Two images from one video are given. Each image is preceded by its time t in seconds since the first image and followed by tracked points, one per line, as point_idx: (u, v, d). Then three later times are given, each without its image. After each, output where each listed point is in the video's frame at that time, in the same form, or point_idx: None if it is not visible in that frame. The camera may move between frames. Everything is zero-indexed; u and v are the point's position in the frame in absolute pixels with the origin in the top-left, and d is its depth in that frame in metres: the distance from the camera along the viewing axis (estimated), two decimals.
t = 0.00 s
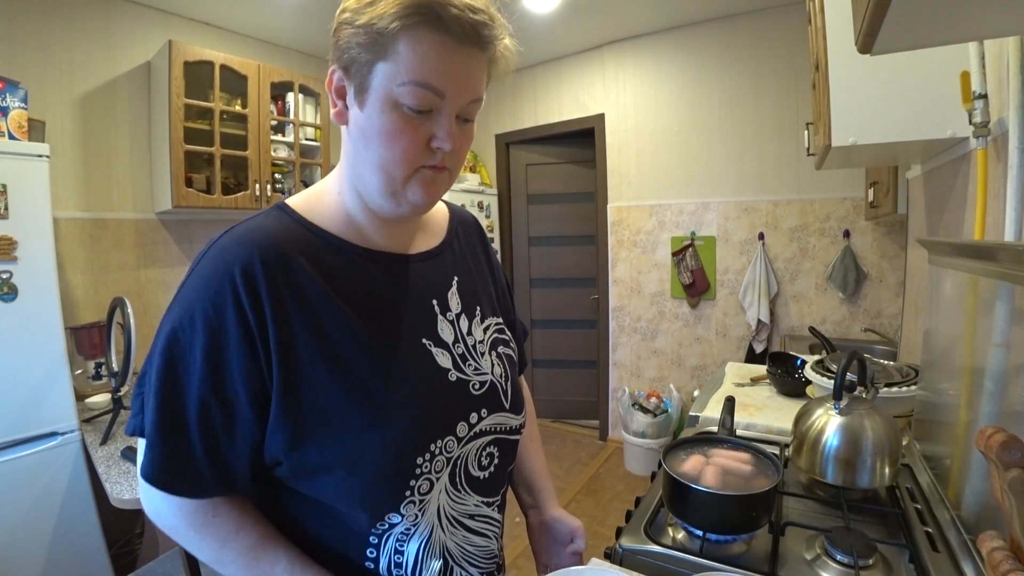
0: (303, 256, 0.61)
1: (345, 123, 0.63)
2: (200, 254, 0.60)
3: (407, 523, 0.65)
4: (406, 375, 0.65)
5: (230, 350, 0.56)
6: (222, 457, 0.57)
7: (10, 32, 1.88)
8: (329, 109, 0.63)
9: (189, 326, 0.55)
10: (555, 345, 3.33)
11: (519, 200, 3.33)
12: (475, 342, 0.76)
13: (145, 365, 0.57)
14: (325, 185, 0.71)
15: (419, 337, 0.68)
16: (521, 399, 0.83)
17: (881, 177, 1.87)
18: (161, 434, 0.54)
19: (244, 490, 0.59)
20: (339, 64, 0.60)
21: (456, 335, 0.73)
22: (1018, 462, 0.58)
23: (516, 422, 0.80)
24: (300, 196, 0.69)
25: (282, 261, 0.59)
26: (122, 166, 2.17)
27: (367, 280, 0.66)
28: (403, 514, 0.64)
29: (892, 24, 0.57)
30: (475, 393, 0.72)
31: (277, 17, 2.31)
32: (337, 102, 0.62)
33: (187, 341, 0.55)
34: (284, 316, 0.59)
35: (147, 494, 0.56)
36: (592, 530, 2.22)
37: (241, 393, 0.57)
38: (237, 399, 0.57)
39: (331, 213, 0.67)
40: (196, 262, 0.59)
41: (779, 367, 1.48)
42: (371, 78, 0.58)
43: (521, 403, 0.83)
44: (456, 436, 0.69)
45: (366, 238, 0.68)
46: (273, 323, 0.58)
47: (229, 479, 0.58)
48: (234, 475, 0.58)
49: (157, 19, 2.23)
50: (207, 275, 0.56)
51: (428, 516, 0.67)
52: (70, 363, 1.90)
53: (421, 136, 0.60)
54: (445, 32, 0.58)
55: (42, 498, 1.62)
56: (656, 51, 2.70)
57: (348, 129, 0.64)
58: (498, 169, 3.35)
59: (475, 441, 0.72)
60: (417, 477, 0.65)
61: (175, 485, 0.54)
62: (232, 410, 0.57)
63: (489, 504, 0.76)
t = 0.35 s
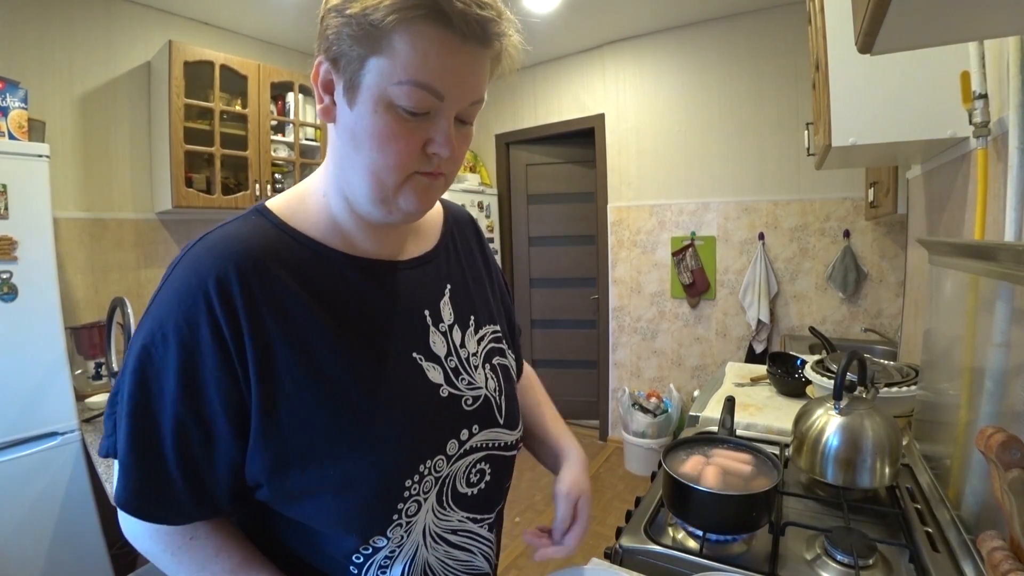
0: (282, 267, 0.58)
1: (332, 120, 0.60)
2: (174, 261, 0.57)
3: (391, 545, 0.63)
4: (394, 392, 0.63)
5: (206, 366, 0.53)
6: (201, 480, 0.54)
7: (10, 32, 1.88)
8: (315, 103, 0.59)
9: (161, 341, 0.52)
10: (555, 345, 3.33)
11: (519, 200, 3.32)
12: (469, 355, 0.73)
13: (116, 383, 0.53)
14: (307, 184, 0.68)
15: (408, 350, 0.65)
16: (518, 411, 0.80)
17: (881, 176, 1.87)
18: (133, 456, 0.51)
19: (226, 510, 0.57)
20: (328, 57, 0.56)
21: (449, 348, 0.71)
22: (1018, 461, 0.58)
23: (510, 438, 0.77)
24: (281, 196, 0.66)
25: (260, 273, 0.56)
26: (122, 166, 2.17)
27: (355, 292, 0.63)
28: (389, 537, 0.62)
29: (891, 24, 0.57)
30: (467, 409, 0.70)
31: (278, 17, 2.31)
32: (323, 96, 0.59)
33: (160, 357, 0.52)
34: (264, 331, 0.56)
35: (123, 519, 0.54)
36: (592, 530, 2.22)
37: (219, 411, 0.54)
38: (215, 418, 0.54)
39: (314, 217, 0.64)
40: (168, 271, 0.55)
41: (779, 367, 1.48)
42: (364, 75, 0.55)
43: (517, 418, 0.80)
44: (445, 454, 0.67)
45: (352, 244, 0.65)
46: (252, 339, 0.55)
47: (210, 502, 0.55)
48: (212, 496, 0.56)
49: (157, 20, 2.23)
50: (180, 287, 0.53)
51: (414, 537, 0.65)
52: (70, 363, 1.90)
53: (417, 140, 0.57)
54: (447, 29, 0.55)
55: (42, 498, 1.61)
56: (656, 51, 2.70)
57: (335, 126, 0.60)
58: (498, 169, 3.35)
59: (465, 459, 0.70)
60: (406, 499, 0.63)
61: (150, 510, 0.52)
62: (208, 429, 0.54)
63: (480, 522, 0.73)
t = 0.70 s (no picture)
0: (262, 264, 0.57)
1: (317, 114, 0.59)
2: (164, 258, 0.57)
3: (364, 563, 0.60)
4: (372, 402, 0.59)
5: (180, 366, 0.52)
6: (177, 477, 0.53)
7: (10, 32, 1.88)
8: (301, 97, 0.59)
9: (140, 336, 0.51)
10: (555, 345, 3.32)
11: (519, 200, 3.32)
12: (459, 366, 0.68)
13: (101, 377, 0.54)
14: (300, 185, 0.67)
15: (386, 359, 0.61)
16: (515, 428, 0.73)
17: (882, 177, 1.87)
18: (109, 450, 0.51)
19: (206, 511, 0.57)
20: (312, 48, 0.56)
21: (435, 358, 0.66)
22: (1018, 461, 0.58)
23: (499, 457, 0.70)
24: (273, 196, 0.65)
25: (240, 272, 0.55)
26: (122, 166, 2.17)
27: (336, 296, 0.60)
28: (358, 553, 0.59)
29: (892, 24, 0.56)
30: (447, 422, 0.65)
31: (277, 17, 2.31)
32: (308, 89, 0.58)
33: (139, 352, 0.51)
34: (238, 333, 0.54)
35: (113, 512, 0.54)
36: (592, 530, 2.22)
37: (193, 412, 0.53)
38: (188, 418, 0.53)
39: (299, 215, 0.62)
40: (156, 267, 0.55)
41: (779, 367, 1.48)
42: (343, 63, 0.54)
43: (512, 437, 0.73)
44: (418, 467, 0.62)
45: (337, 244, 0.62)
46: (226, 341, 0.54)
47: (188, 500, 0.55)
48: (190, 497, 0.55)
49: (157, 19, 2.23)
50: (160, 282, 0.52)
51: (388, 554, 0.61)
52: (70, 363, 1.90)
53: (396, 127, 0.55)
54: (426, 12, 0.54)
55: (41, 498, 1.61)
56: (656, 51, 2.70)
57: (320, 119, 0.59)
58: (498, 169, 3.35)
59: (441, 473, 0.64)
60: (375, 513, 0.59)
61: (125, 503, 0.51)
62: (183, 430, 0.53)
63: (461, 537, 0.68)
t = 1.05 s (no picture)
0: (249, 267, 0.57)
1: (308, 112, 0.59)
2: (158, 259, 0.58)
3: (350, 568, 0.59)
4: (361, 406, 0.59)
5: (169, 367, 0.53)
6: (168, 477, 0.54)
7: (10, 32, 1.88)
8: (292, 96, 0.59)
9: (131, 336, 0.52)
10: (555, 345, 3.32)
11: (519, 200, 3.32)
12: (453, 368, 0.67)
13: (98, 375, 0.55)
14: (294, 185, 0.67)
15: (377, 362, 0.61)
16: (512, 434, 0.73)
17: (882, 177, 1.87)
18: (100, 448, 0.52)
19: (197, 510, 0.57)
20: (303, 46, 0.56)
21: (429, 360, 0.65)
22: (1018, 462, 0.58)
23: (496, 463, 0.70)
24: (267, 197, 0.66)
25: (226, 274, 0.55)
26: (122, 166, 2.17)
27: (326, 298, 0.60)
28: (344, 558, 0.59)
29: (892, 24, 0.56)
30: (442, 426, 0.64)
31: (277, 17, 2.31)
32: (299, 88, 0.58)
33: (130, 352, 0.52)
34: (225, 336, 0.55)
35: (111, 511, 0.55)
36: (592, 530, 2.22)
37: (181, 413, 0.54)
38: (177, 418, 0.54)
39: (293, 215, 0.62)
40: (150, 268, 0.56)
41: (779, 367, 1.48)
42: (333, 59, 0.54)
43: (509, 443, 0.72)
44: (411, 474, 0.62)
45: (329, 245, 0.62)
46: (213, 344, 0.54)
47: (179, 500, 0.55)
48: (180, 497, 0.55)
49: (157, 19, 2.23)
50: (150, 283, 0.53)
51: (375, 562, 0.61)
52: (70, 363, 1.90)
53: (387, 123, 0.55)
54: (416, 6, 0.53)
55: (41, 498, 1.61)
56: (657, 51, 2.70)
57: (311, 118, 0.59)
58: (498, 169, 3.35)
59: (438, 480, 0.64)
60: (361, 519, 0.59)
61: (116, 503, 0.52)
62: (171, 430, 0.54)
63: (455, 548, 0.67)
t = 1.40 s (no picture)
0: (245, 266, 0.57)
1: (312, 112, 0.58)
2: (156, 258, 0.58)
3: (345, 564, 0.59)
4: (354, 403, 0.59)
5: (164, 363, 0.53)
6: (165, 471, 0.55)
7: (10, 32, 1.88)
8: (295, 95, 0.58)
9: (128, 333, 0.53)
10: (555, 345, 3.32)
11: (519, 200, 3.32)
12: (448, 365, 0.67)
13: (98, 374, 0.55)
14: (287, 187, 0.66)
15: (371, 359, 0.61)
16: (509, 430, 0.72)
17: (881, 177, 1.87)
18: (100, 442, 0.52)
19: (195, 506, 0.58)
20: (307, 45, 0.55)
21: (424, 356, 0.65)
22: (1018, 462, 0.58)
23: (493, 460, 0.69)
24: (261, 199, 0.64)
25: (223, 271, 0.55)
26: (122, 166, 2.17)
27: (322, 295, 0.60)
28: (339, 554, 0.59)
29: (891, 24, 0.57)
30: (438, 423, 0.64)
31: (277, 17, 2.31)
32: (302, 87, 0.57)
33: (127, 349, 0.53)
34: (219, 332, 0.55)
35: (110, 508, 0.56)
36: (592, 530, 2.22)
37: (177, 408, 0.54)
38: (173, 413, 0.54)
39: (296, 218, 0.62)
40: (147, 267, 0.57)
41: (779, 367, 1.48)
42: (343, 58, 0.54)
43: (506, 439, 0.72)
44: (406, 471, 0.61)
45: (331, 245, 0.62)
46: (207, 340, 0.54)
47: (176, 498, 0.56)
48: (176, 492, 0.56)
49: (157, 19, 2.23)
50: (148, 281, 0.54)
51: (370, 558, 0.60)
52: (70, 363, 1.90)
53: (401, 121, 0.55)
54: (427, 7, 0.54)
55: (42, 498, 1.61)
56: (656, 51, 2.70)
57: (315, 118, 0.58)
58: (498, 169, 3.35)
59: (434, 477, 0.64)
60: (354, 515, 0.59)
61: (115, 497, 0.53)
62: (168, 426, 0.54)
63: (452, 546, 0.66)
